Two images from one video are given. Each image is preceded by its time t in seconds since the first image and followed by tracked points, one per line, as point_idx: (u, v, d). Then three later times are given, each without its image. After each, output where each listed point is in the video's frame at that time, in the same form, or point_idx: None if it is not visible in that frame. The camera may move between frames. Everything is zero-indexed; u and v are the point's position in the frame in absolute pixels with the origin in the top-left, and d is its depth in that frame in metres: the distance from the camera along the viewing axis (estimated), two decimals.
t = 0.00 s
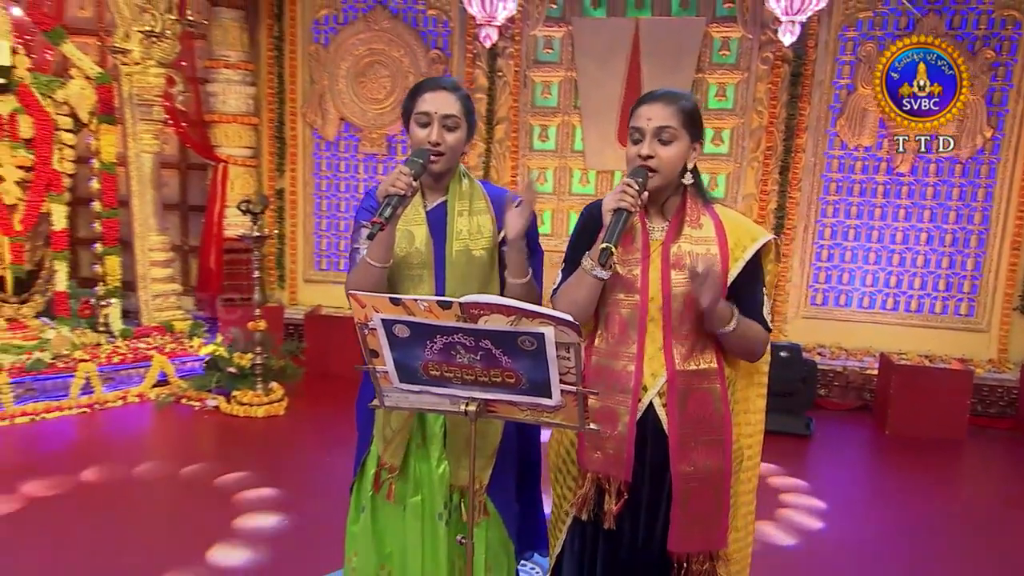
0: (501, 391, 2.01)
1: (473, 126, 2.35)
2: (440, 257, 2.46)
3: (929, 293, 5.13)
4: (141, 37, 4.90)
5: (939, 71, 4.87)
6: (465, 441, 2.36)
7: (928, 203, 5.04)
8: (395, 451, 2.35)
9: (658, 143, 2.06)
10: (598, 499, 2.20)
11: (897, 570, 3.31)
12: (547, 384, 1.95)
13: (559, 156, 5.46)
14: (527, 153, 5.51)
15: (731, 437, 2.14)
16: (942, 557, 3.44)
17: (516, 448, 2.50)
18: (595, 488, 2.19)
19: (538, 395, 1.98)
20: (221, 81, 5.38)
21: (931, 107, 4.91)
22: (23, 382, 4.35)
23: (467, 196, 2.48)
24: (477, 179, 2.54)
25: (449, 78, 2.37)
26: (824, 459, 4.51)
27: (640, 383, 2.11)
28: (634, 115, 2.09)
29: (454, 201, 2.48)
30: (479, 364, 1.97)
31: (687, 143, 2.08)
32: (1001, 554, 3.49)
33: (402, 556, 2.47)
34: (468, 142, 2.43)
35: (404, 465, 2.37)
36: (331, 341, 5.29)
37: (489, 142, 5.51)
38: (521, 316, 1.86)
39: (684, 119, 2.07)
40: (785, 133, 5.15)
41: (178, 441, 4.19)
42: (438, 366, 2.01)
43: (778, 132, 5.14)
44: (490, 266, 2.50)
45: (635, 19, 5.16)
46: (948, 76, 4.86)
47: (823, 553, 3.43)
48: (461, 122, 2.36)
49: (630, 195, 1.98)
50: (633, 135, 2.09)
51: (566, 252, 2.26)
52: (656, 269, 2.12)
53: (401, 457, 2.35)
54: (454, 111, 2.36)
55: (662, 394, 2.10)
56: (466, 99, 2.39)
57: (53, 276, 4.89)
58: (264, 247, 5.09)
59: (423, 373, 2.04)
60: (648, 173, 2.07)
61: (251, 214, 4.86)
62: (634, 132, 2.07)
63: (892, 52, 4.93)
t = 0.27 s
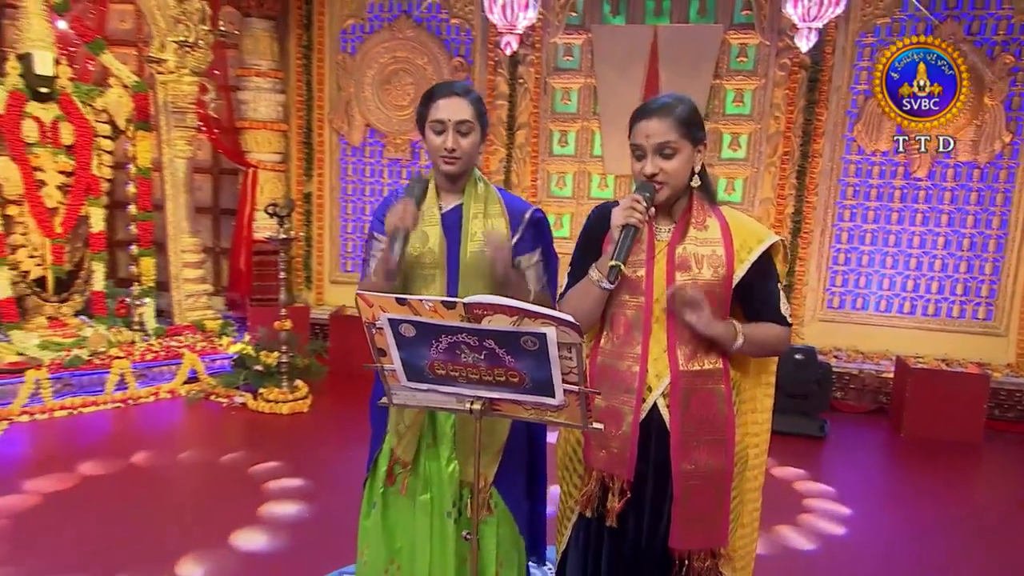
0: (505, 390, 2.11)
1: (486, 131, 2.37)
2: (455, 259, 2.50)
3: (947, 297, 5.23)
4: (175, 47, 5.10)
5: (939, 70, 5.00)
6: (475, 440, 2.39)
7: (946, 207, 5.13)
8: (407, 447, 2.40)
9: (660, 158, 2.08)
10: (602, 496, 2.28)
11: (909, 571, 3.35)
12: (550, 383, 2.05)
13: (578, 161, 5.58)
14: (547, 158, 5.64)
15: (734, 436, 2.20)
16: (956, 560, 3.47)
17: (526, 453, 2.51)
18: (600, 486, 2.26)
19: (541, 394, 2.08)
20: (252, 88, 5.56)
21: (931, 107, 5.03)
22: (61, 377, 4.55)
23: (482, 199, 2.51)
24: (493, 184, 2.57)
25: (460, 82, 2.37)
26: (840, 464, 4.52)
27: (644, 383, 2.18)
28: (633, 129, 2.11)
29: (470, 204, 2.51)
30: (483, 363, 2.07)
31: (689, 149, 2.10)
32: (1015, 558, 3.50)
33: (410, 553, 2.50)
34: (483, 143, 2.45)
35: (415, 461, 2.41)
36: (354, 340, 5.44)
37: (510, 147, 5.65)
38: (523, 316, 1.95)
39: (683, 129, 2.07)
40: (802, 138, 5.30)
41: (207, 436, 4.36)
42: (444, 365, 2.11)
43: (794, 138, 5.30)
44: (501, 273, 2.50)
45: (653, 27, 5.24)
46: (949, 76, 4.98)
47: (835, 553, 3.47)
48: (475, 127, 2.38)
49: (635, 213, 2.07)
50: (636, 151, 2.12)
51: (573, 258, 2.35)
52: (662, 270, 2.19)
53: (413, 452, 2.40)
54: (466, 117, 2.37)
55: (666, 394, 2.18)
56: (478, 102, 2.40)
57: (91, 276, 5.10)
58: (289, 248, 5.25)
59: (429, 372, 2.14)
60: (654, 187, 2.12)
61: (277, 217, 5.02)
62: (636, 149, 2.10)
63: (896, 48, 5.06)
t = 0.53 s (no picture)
0: (508, 390, 2.21)
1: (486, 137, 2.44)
2: (464, 262, 2.60)
3: (962, 301, 5.31)
4: (203, 56, 5.28)
5: (941, 71, 5.09)
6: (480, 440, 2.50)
7: (961, 212, 5.22)
8: (415, 445, 2.51)
9: (662, 164, 2.17)
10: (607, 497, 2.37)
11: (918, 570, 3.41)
12: (552, 384, 2.15)
13: (595, 165, 5.68)
14: (564, 163, 5.75)
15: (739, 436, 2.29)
16: (969, 560, 3.51)
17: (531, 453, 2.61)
18: (604, 487, 2.35)
19: (543, 394, 2.18)
20: (277, 95, 5.71)
21: (932, 107, 5.13)
22: (93, 374, 4.74)
23: (494, 205, 2.60)
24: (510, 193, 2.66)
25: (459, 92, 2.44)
26: (854, 466, 4.56)
27: (647, 385, 2.28)
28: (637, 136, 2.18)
29: (482, 209, 2.60)
30: (487, 363, 2.17)
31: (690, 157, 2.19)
32: None
33: (418, 548, 2.61)
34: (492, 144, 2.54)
35: (422, 459, 2.52)
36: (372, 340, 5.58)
37: (528, 151, 5.76)
38: (524, 317, 2.05)
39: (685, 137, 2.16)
40: (817, 143, 5.39)
41: (232, 431, 4.52)
42: (449, 365, 2.21)
43: (809, 142, 5.39)
44: (510, 279, 2.61)
45: (668, 33, 5.32)
46: (950, 77, 5.07)
47: (846, 554, 3.53)
48: (477, 134, 2.46)
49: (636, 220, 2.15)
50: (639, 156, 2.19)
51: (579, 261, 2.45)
52: (665, 273, 2.27)
53: (420, 452, 2.51)
54: (466, 126, 2.45)
55: (669, 395, 2.26)
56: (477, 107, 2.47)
57: (121, 277, 5.29)
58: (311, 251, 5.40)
59: (435, 372, 2.24)
60: (655, 192, 2.20)
61: (299, 219, 5.17)
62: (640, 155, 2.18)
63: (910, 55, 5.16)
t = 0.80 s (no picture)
0: (513, 392, 2.25)
1: (482, 139, 2.50)
2: (468, 264, 2.69)
3: (987, 307, 5.27)
4: (232, 63, 5.41)
5: (943, 70, 5.05)
6: (474, 441, 2.63)
7: (986, 217, 5.18)
8: (418, 440, 2.66)
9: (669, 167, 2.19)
10: (613, 500, 2.40)
11: None
12: (556, 386, 2.18)
13: (615, 170, 5.72)
14: (584, 167, 5.80)
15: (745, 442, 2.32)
16: (988, 567, 3.49)
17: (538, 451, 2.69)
18: (610, 491, 2.38)
19: (548, 396, 2.21)
20: (303, 102, 5.83)
21: (933, 107, 5.09)
22: (122, 373, 4.88)
23: (498, 207, 2.68)
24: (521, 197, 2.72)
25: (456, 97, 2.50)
26: (873, 472, 4.53)
27: (654, 389, 2.32)
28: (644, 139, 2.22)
29: (487, 212, 2.68)
30: (491, 366, 2.21)
31: (699, 160, 2.20)
32: None
33: (415, 542, 2.74)
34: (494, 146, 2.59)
35: (421, 455, 2.66)
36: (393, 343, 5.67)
37: (548, 156, 5.82)
38: (528, 320, 2.09)
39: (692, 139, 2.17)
40: (838, 148, 5.38)
41: (257, 428, 4.66)
42: (454, 367, 2.26)
43: (831, 147, 5.39)
44: (513, 281, 2.68)
45: (690, 39, 5.40)
46: (951, 76, 5.04)
47: (861, 559, 3.52)
48: (474, 136, 2.52)
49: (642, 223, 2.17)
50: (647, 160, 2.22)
51: (589, 257, 2.46)
52: (672, 277, 2.32)
53: (421, 447, 2.65)
54: (462, 130, 2.51)
55: (675, 399, 2.30)
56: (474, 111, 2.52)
57: (151, 279, 5.43)
58: (334, 254, 5.50)
59: (440, 373, 2.29)
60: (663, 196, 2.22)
61: (322, 223, 5.29)
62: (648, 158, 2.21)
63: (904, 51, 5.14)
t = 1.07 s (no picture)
0: (519, 399, 2.26)
1: (487, 150, 2.53)
2: (475, 272, 2.71)
3: (1018, 316, 5.16)
4: (258, 73, 5.53)
5: (938, 70, 4.85)
6: (478, 445, 2.67)
7: (1016, 225, 5.10)
8: (416, 441, 2.73)
9: (683, 172, 2.22)
10: (621, 507, 2.41)
11: None
12: (561, 393, 2.19)
13: (635, 177, 5.73)
14: (605, 174, 5.81)
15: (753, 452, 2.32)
16: None
17: (550, 455, 2.68)
18: (619, 498, 2.40)
19: (554, 403, 2.22)
20: (328, 110, 5.93)
21: (930, 106, 4.88)
22: (149, 376, 4.99)
23: (507, 215, 2.69)
24: (532, 204, 2.74)
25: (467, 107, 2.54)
26: (896, 483, 4.48)
27: (663, 396, 2.31)
28: (660, 140, 2.25)
29: (496, 220, 2.70)
30: (497, 373, 2.24)
31: (712, 167, 2.23)
32: None
33: (420, 544, 2.75)
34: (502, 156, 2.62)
35: (421, 454, 2.72)
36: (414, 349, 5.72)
37: (569, 163, 5.85)
38: (531, 326, 2.11)
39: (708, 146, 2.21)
40: (863, 155, 5.33)
41: (278, 431, 4.73)
42: (460, 374, 2.30)
43: (855, 154, 5.35)
44: (519, 288, 2.67)
45: (712, 46, 5.43)
46: (949, 76, 4.82)
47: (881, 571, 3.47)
48: (480, 147, 2.55)
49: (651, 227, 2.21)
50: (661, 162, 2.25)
51: (600, 266, 2.47)
52: (682, 285, 2.32)
53: (420, 446, 2.72)
54: (468, 142, 2.55)
55: (684, 408, 2.30)
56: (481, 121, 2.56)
57: (179, 284, 5.56)
58: (356, 260, 5.58)
59: (447, 380, 2.33)
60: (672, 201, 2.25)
61: (345, 229, 5.37)
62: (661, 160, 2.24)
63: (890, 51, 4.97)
